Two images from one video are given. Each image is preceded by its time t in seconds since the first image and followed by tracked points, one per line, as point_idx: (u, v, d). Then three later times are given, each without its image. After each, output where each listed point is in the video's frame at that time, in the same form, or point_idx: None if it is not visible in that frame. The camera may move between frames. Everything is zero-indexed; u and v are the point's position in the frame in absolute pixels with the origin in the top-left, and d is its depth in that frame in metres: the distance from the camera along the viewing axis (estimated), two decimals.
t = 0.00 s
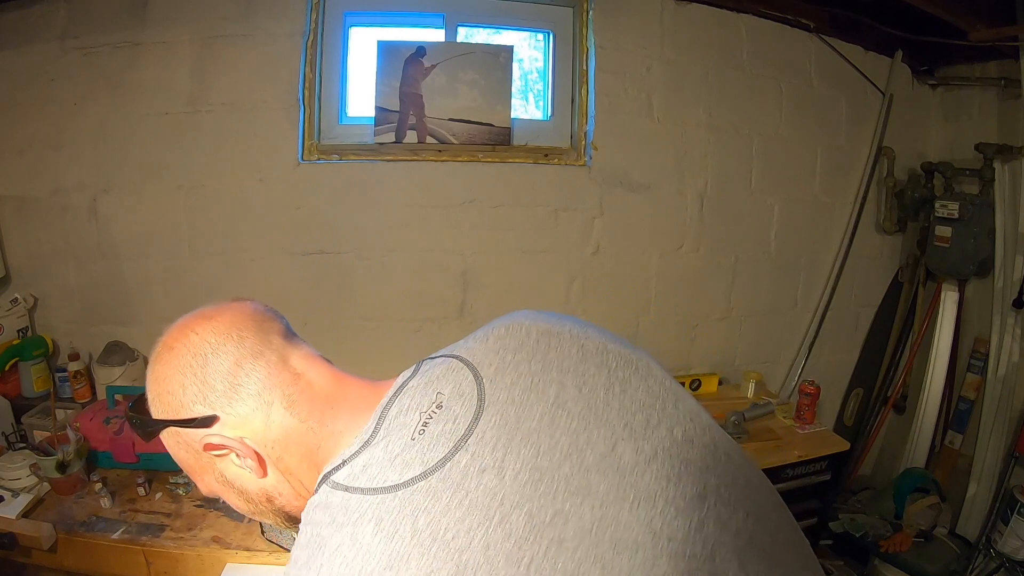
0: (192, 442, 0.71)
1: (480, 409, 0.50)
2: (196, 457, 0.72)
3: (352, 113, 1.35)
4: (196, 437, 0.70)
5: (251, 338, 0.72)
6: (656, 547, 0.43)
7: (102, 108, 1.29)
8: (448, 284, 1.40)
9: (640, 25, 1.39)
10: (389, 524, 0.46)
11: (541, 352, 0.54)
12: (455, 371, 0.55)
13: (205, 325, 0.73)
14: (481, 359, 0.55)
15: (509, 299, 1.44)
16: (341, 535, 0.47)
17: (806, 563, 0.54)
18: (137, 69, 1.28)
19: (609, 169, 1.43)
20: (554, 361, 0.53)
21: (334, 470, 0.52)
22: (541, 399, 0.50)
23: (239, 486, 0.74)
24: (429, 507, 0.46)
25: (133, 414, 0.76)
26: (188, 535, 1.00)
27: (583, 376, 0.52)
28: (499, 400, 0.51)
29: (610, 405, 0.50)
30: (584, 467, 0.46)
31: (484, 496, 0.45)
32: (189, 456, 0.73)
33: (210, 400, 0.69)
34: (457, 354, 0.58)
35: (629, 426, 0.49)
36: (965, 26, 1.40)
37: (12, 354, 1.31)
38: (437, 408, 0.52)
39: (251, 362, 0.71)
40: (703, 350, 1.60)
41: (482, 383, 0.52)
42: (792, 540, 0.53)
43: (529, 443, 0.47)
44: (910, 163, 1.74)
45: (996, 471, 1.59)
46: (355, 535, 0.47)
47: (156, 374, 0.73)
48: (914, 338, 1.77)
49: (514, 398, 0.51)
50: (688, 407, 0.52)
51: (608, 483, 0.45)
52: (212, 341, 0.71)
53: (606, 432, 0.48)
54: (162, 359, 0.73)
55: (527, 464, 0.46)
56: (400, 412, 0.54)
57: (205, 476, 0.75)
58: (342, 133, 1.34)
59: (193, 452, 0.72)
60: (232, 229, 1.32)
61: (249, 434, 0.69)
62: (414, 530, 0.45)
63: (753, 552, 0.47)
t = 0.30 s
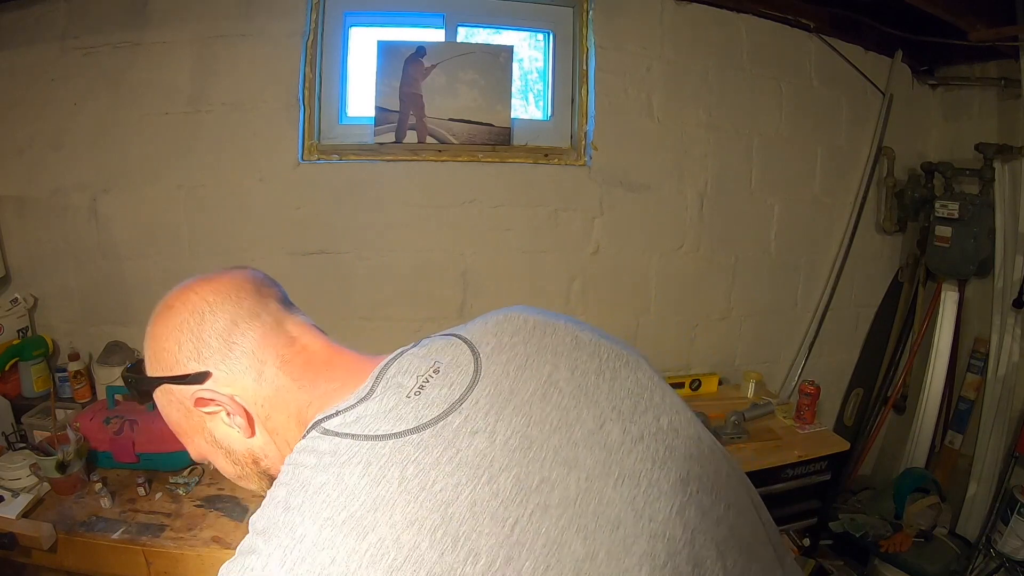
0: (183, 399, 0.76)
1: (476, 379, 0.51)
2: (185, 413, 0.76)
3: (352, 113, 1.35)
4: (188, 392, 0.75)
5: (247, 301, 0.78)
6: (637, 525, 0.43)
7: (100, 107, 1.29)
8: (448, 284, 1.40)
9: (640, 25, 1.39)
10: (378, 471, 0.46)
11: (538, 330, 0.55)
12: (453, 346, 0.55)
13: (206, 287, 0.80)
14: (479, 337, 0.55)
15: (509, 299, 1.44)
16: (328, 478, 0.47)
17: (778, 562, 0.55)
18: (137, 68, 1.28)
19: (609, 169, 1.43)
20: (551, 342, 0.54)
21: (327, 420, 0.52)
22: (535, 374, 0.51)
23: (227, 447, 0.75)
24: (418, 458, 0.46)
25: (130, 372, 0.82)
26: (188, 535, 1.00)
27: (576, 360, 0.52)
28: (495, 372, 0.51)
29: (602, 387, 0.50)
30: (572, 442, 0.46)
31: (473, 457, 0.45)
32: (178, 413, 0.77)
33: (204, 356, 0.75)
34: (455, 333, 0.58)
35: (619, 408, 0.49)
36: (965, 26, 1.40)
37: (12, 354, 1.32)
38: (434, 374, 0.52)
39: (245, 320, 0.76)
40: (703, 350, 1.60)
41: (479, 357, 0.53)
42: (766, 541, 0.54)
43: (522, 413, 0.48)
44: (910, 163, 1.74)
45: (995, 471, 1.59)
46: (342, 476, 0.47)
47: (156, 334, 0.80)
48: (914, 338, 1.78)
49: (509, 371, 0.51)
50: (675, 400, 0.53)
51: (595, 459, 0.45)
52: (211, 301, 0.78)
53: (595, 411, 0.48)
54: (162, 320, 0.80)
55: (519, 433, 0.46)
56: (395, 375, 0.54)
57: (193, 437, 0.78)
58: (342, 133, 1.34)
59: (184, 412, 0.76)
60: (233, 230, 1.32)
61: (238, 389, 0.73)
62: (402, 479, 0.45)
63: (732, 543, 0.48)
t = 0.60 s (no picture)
0: (187, 409, 0.75)
1: (475, 385, 0.50)
2: (190, 423, 0.76)
3: (351, 113, 1.35)
4: (192, 402, 0.75)
5: (248, 310, 0.80)
6: (636, 530, 0.43)
7: (103, 106, 1.27)
8: (447, 284, 1.40)
9: (640, 25, 1.40)
10: (380, 482, 0.46)
11: (537, 336, 0.55)
12: (452, 352, 0.55)
13: (207, 297, 0.80)
14: (478, 343, 0.55)
15: (509, 299, 1.44)
16: (330, 490, 0.47)
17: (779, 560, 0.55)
18: (137, 68, 1.28)
19: (608, 169, 1.43)
20: (550, 347, 0.54)
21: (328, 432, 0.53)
22: (533, 379, 0.51)
23: (232, 455, 0.77)
24: (419, 467, 0.46)
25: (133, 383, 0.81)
26: (188, 535, 1.00)
27: (575, 364, 0.52)
28: (494, 378, 0.51)
29: (600, 392, 0.50)
30: (571, 447, 0.46)
31: (474, 465, 0.45)
32: (183, 423, 0.77)
33: (206, 366, 0.75)
34: (454, 338, 0.58)
35: (617, 412, 0.49)
36: (965, 26, 1.40)
37: (12, 353, 1.36)
38: (434, 381, 0.52)
39: (248, 329, 0.78)
40: (703, 350, 1.60)
41: (478, 362, 0.53)
42: (766, 542, 0.54)
43: (520, 419, 0.48)
44: (910, 163, 1.74)
45: (995, 471, 1.59)
46: (343, 490, 0.47)
47: (156, 343, 0.79)
48: (914, 338, 1.78)
49: (508, 377, 0.51)
50: (673, 404, 0.53)
51: (594, 464, 0.45)
52: (212, 310, 0.78)
53: (594, 416, 0.48)
54: (163, 329, 0.79)
55: (518, 439, 0.46)
56: (396, 383, 0.54)
57: (196, 446, 0.78)
58: (342, 133, 1.34)
59: (189, 421, 0.76)
60: (234, 231, 1.30)
61: (242, 399, 0.74)
62: (402, 490, 0.45)
63: (732, 546, 0.48)
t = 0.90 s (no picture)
0: (195, 421, 0.75)
1: (489, 391, 0.51)
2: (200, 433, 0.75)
3: (352, 113, 1.35)
4: (201, 414, 0.74)
5: (255, 320, 0.80)
6: (654, 532, 0.43)
7: (101, 106, 1.28)
8: (447, 284, 1.40)
9: (640, 25, 1.39)
10: (397, 489, 0.46)
11: (550, 341, 0.55)
12: (465, 357, 0.55)
13: (213, 307, 0.80)
14: (490, 348, 0.55)
15: (508, 298, 1.44)
16: (348, 500, 0.47)
17: (795, 563, 0.54)
18: (137, 69, 1.28)
19: (608, 169, 1.43)
20: (562, 352, 0.54)
21: (343, 441, 0.53)
22: (547, 383, 0.51)
23: (241, 466, 0.76)
24: (435, 475, 0.46)
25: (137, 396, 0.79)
26: (188, 535, 1.00)
27: (589, 367, 0.52)
28: (508, 382, 0.51)
29: (614, 395, 0.50)
30: (587, 450, 0.46)
31: (490, 470, 0.45)
32: (194, 433, 0.76)
33: (215, 376, 0.74)
34: (467, 344, 0.58)
35: (632, 415, 0.49)
36: (965, 26, 1.40)
37: (12, 353, 1.34)
38: (447, 387, 0.53)
39: (255, 339, 0.78)
40: (703, 350, 1.60)
41: (491, 367, 0.53)
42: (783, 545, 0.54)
43: (536, 423, 0.48)
44: (910, 163, 1.74)
45: (995, 471, 1.59)
46: (361, 498, 0.47)
47: (161, 354, 0.78)
48: (914, 338, 1.78)
49: (522, 381, 0.51)
50: (686, 405, 0.53)
51: (610, 467, 0.45)
52: (219, 320, 0.78)
53: (609, 419, 0.48)
54: (169, 340, 0.78)
55: (534, 443, 0.46)
56: (409, 390, 0.54)
57: (206, 458, 0.77)
58: (342, 133, 1.34)
59: (198, 433, 0.76)
60: (233, 230, 1.31)
61: (252, 410, 0.74)
62: (420, 496, 0.45)
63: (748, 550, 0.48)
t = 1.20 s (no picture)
0: (198, 434, 0.75)
1: (496, 398, 0.50)
2: (202, 448, 0.76)
3: (352, 113, 1.35)
4: (203, 427, 0.75)
5: (257, 328, 0.78)
6: (667, 537, 0.43)
7: (102, 107, 1.29)
8: (447, 284, 1.40)
9: (640, 25, 1.39)
10: (409, 505, 0.46)
11: (555, 346, 0.55)
12: (470, 364, 0.55)
13: (213, 316, 0.78)
14: (495, 353, 0.55)
15: (509, 298, 1.44)
16: (360, 517, 0.47)
17: (807, 561, 0.54)
18: (137, 69, 1.28)
19: (608, 169, 1.43)
20: (568, 356, 0.54)
21: (351, 455, 0.52)
22: (554, 389, 0.51)
23: (246, 479, 0.76)
24: (446, 487, 0.46)
25: (138, 410, 0.81)
26: (188, 536, 1.00)
27: (595, 371, 0.52)
28: (514, 390, 0.51)
29: (622, 399, 0.50)
30: (598, 456, 0.46)
31: (501, 480, 0.45)
32: (195, 448, 0.77)
33: (217, 390, 0.74)
34: (471, 350, 0.58)
35: (640, 418, 0.49)
36: (965, 26, 1.40)
37: (12, 354, 1.32)
38: (453, 395, 0.52)
39: (257, 350, 0.76)
40: (703, 350, 1.60)
41: (497, 373, 0.53)
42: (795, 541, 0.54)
43: (545, 431, 0.48)
44: (910, 163, 1.74)
45: (995, 471, 1.59)
46: (373, 516, 0.47)
47: (163, 366, 0.78)
48: (915, 338, 1.77)
49: (529, 389, 0.51)
50: (692, 404, 0.53)
51: (622, 473, 0.45)
52: (219, 331, 0.77)
53: (618, 424, 0.48)
54: (171, 351, 0.78)
55: (544, 451, 0.46)
56: (415, 400, 0.54)
57: (211, 469, 0.78)
58: (342, 133, 1.34)
59: (201, 446, 0.76)
60: (231, 230, 1.32)
61: (255, 425, 0.73)
62: (432, 511, 0.45)
63: (757, 550, 0.48)
